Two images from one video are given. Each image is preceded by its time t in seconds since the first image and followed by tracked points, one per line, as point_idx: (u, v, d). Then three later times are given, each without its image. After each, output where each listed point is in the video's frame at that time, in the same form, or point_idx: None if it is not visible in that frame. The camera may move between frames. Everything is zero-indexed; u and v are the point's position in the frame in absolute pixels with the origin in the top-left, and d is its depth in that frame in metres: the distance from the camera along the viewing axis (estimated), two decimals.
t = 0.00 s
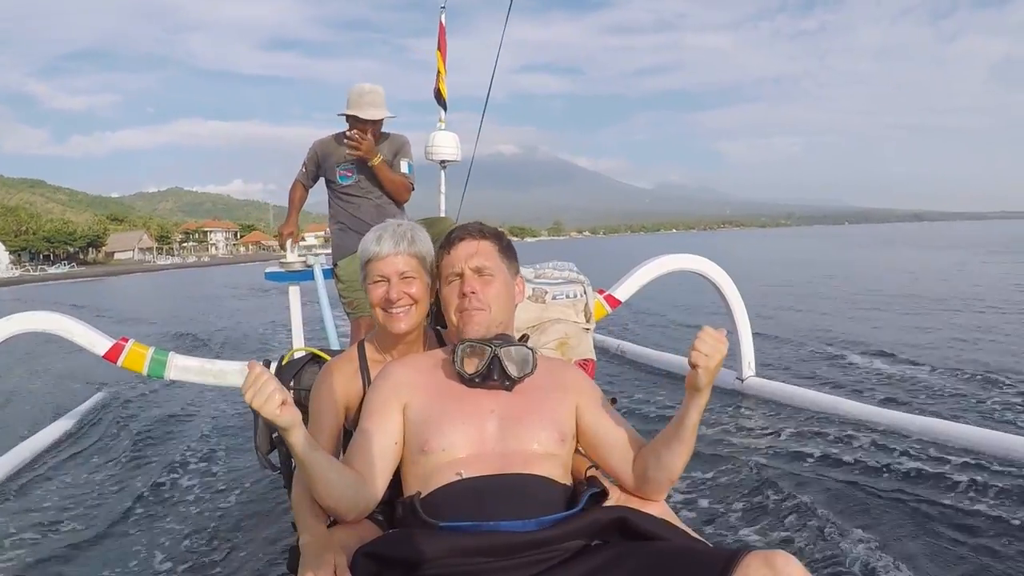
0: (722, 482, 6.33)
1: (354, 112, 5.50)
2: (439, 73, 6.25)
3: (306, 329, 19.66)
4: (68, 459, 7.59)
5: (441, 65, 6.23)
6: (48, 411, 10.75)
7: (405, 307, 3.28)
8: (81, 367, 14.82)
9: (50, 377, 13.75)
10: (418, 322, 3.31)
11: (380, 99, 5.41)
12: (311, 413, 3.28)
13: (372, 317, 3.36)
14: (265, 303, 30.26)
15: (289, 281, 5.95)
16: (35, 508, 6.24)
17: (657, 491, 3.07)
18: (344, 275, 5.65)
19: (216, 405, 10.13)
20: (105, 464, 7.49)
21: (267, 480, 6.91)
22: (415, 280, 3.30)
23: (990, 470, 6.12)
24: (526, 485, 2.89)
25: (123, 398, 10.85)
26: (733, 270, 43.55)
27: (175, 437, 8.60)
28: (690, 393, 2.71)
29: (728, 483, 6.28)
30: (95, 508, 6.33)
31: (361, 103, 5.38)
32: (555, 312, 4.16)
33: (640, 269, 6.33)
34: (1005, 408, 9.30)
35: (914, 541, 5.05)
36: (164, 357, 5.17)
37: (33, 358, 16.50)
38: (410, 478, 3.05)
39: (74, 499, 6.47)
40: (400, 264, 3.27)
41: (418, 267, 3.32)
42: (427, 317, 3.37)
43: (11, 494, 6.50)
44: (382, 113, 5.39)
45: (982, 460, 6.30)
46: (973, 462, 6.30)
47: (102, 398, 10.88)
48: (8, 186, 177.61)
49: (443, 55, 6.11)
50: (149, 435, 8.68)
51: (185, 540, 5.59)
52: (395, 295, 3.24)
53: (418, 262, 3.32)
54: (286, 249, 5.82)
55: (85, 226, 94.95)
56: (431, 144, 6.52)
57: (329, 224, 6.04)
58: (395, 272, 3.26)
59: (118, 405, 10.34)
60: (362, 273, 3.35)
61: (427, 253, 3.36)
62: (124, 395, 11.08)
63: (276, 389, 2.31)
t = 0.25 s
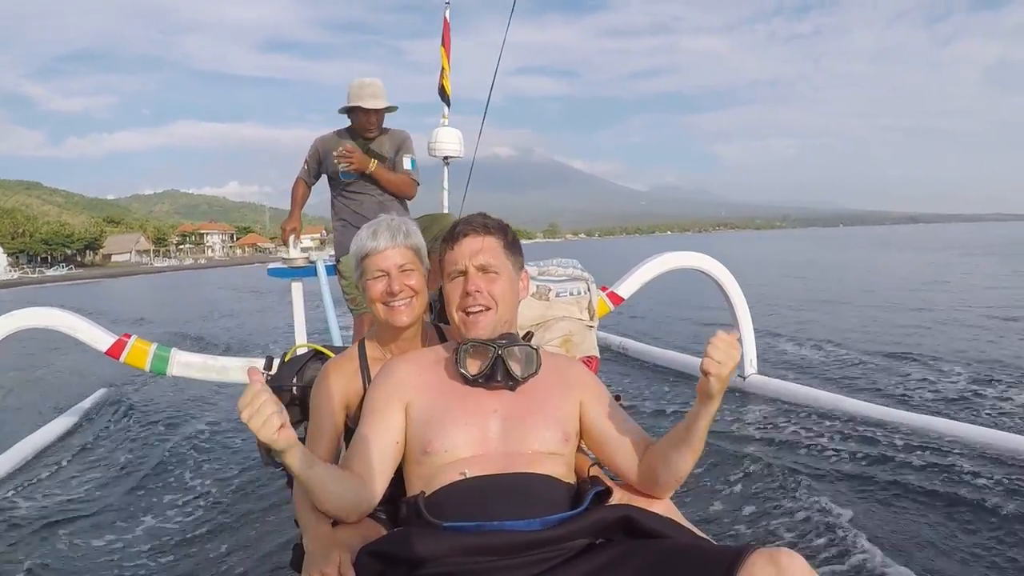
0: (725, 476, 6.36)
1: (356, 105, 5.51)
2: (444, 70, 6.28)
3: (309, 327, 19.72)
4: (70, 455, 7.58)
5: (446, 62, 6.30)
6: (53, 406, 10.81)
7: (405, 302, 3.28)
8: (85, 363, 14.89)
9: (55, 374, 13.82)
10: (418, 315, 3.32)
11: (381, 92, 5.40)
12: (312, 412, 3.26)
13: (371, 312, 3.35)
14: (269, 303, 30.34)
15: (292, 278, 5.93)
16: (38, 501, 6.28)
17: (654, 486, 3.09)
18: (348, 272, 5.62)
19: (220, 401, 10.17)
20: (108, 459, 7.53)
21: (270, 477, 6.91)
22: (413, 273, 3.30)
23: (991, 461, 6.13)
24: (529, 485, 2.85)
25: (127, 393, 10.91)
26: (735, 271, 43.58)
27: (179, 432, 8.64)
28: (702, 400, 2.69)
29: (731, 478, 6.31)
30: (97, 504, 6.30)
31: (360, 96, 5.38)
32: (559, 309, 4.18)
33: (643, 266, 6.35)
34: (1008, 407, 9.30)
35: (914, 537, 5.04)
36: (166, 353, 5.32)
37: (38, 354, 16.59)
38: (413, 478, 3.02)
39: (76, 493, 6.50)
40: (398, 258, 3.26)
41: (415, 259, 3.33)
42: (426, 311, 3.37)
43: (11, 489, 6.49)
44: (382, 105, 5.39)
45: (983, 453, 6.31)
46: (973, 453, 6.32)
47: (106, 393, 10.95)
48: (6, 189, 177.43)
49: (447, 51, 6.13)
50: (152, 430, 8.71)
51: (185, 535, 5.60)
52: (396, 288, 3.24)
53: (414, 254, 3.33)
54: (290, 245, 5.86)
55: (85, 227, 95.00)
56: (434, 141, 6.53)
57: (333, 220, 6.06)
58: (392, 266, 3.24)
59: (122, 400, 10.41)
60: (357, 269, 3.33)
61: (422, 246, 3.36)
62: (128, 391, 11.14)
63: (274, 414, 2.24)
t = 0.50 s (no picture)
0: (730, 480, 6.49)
1: (351, 99, 5.87)
2: (446, 63, 6.38)
3: (317, 326, 19.86)
4: (74, 453, 7.60)
5: (449, 57, 6.40)
6: (63, 403, 10.95)
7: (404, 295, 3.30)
8: (96, 360, 15.06)
9: (66, 370, 13.98)
10: (417, 310, 3.33)
11: (373, 84, 5.75)
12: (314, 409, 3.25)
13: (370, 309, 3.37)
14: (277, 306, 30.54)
15: (296, 274, 5.95)
16: (44, 496, 6.36)
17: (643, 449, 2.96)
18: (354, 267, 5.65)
19: (228, 397, 10.26)
20: (116, 453, 7.62)
21: (275, 472, 6.94)
22: (410, 267, 3.34)
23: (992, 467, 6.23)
24: (534, 483, 2.82)
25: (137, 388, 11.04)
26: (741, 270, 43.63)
27: (187, 427, 8.72)
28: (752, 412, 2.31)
29: (735, 481, 6.45)
30: (99, 502, 6.30)
31: (356, 90, 5.73)
32: (564, 305, 4.30)
33: (648, 261, 6.40)
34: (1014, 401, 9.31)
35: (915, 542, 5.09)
36: (170, 349, 5.46)
37: (50, 351, 16.79)
38: (418, 478, 3.01)
39: (82, 488, 6.57)
40: (395, 254, 3.32)
41: (411, 254, 3.37)
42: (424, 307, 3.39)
43: (14, 488, 6.49)
44: (375, 95, 5.74)
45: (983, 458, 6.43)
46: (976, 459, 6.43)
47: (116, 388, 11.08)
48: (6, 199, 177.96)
49: (450, 46, 6.24)
50: (161, 425, 8.80)
51: (189, 530, 5.65)
52: (394, 283, 3.27)
53: (410, 249, 3.38)
54: (294, 242, 5.85)
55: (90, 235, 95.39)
56: (438, 135, 6.55)
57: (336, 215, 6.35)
58: (388, 262, 3.29)
59: (132, 395, 10.52)
60: (354, 267, 3.39)
61: (416, 241, 3.42)
62: (138, 386, 11.27)
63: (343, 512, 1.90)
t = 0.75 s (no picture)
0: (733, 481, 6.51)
1: (352, 92, 5.97)
2: (450, 58, 6.38)
3: (321, 326, 19.95)
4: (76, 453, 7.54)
5: (452, 51, 6.42)
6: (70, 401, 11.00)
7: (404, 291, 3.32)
8: (103, 358, 15.14)
9: (73, 369, 14.08)
10: (418, 306, 3.35)
11: (373, 77, 5.88)
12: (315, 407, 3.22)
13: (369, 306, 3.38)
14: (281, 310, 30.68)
15: (300, 270, 5.96)
16: (47, 494, 6.36)
17: (644, 432, 2.79)
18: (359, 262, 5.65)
19: (235, 394, 10.29)
20: (120, 452, 7.63)
21: (279, 470, 6.92)
22: (410, 264, 3.38)
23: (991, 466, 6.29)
24: (539, 486, 2.65)
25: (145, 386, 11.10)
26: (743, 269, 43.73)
27: (192, 425, 8.74)
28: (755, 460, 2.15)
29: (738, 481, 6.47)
30: (100, 503, 6.23)
31: (357, 83, 5.84)
32: (567, 299, 4.32)
33: (653, 256, 6.41)
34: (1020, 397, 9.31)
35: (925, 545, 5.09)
36: (174, 346, 5.49)
37: (58, 349, 16.92)
38: (418, 478, 2.82)
39: (85, 486, 6.57)
40: (395, 250, 3.36)
41: (410, 252, 3.41)
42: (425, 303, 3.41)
43: (15, 488, 6.42)
44: (376, 87, 5.88)
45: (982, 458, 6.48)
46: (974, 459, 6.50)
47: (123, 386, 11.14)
48: (6, 212, 178.13)
49: (452, 42, 6.31)
50: (166, 423, 8.83)
51: (191, 528, 5.64)
52: (395, 279, 3.30)
53: (409, 246, 3.42)
54: (298, 238, 5.93)
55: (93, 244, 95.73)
56: (441, 130, 6.57)
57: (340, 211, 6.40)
58: (388, 258, 3.33)
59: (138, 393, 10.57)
60: (353, 262, 3.41)
61: (416, 236, 3.47)
62: (146, 383, 11.33)
63: None
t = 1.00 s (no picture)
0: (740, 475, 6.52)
1: (359, 89, 5.96)
2: (455, 56, 6.37)
3: (324, 324, 19.98)
4: (81, 450, 7.51)
5: (457, 49, 6.42)
6: (76, 398, 11.03)
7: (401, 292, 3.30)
8: (107, 356, 15.18)
9: (77, 366, 14.11)
10: (415, 306, 3.34)
11: (381, 74, 5.89)
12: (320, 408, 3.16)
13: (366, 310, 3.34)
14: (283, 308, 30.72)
15: (306, 267, 6.00)
16: (54, 491, 6.35)
17: (651, 437, 2.89)
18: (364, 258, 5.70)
19: (239, 391, 10.30)
20: (126, 448, 7.63)
21: (284, 466, 6.94)
22: (404, 264, 3.36)
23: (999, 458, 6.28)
24: (552, 488, 2.62)
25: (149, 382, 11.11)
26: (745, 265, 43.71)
27: (198, 422, 8.75)
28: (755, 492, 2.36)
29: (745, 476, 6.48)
30: (106, 500, 6.21)
31: (366, 80, 5.83)
32: (574, 296, 4.34)
33: (657, 252, 6.41)
34: None
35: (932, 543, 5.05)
36: (181, 342, 5.51)
37: (62, 348, 16.95)
38: (429, 473, 2.78)
39: (92, 483, 6.57)
40: (387, 251, 3.32)
41: (403, 251, 3.38)
42: (422, 302, 3.40)
43: (18, 486, 6.38)
44: (385, 84, 5.88)
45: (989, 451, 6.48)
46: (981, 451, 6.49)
47: (127, 383, 11.16)
48: (7, 216, 178.35)
49: (457, 39, 6.33)
50: (171, 420, 8.84)
51: (199, 524, 5.65)
52: (390, 281, 3.27)
53: (401, 245, 3.39)
54: (303, 234, 5.93)
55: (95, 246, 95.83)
56: (446, 127, 6.56)
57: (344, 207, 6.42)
58: (380, 260, 3.30)
59: (143, 390, 10.58)
60: (345, 267, 3.37)
61: (407, 235, 3.45)
62: (150, 380, 11.35)
63: None
